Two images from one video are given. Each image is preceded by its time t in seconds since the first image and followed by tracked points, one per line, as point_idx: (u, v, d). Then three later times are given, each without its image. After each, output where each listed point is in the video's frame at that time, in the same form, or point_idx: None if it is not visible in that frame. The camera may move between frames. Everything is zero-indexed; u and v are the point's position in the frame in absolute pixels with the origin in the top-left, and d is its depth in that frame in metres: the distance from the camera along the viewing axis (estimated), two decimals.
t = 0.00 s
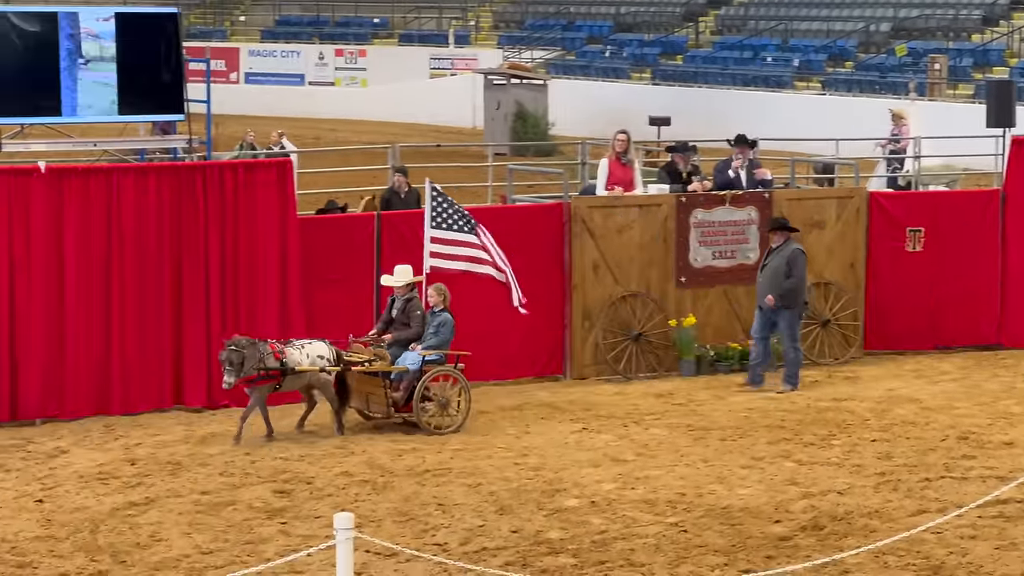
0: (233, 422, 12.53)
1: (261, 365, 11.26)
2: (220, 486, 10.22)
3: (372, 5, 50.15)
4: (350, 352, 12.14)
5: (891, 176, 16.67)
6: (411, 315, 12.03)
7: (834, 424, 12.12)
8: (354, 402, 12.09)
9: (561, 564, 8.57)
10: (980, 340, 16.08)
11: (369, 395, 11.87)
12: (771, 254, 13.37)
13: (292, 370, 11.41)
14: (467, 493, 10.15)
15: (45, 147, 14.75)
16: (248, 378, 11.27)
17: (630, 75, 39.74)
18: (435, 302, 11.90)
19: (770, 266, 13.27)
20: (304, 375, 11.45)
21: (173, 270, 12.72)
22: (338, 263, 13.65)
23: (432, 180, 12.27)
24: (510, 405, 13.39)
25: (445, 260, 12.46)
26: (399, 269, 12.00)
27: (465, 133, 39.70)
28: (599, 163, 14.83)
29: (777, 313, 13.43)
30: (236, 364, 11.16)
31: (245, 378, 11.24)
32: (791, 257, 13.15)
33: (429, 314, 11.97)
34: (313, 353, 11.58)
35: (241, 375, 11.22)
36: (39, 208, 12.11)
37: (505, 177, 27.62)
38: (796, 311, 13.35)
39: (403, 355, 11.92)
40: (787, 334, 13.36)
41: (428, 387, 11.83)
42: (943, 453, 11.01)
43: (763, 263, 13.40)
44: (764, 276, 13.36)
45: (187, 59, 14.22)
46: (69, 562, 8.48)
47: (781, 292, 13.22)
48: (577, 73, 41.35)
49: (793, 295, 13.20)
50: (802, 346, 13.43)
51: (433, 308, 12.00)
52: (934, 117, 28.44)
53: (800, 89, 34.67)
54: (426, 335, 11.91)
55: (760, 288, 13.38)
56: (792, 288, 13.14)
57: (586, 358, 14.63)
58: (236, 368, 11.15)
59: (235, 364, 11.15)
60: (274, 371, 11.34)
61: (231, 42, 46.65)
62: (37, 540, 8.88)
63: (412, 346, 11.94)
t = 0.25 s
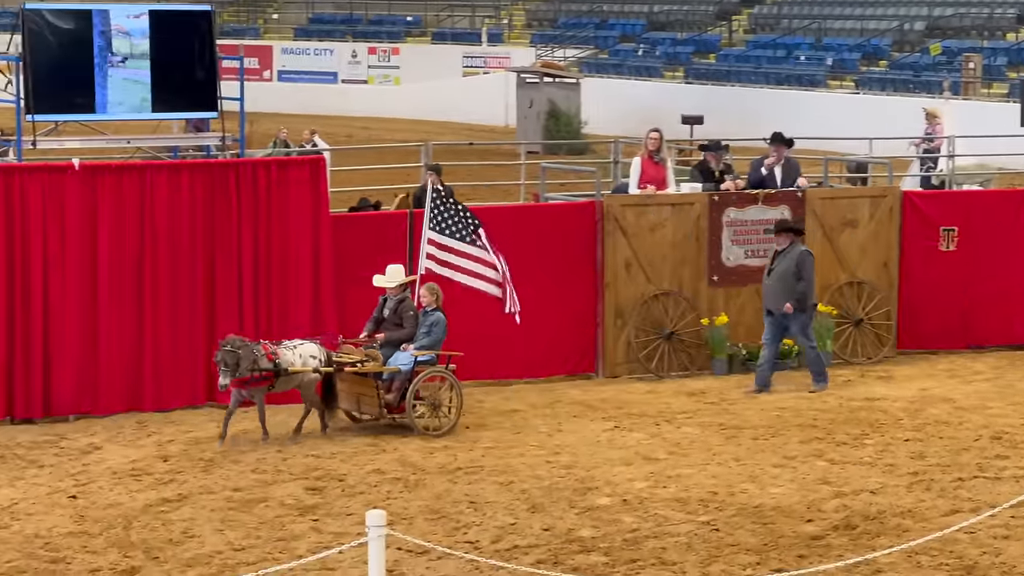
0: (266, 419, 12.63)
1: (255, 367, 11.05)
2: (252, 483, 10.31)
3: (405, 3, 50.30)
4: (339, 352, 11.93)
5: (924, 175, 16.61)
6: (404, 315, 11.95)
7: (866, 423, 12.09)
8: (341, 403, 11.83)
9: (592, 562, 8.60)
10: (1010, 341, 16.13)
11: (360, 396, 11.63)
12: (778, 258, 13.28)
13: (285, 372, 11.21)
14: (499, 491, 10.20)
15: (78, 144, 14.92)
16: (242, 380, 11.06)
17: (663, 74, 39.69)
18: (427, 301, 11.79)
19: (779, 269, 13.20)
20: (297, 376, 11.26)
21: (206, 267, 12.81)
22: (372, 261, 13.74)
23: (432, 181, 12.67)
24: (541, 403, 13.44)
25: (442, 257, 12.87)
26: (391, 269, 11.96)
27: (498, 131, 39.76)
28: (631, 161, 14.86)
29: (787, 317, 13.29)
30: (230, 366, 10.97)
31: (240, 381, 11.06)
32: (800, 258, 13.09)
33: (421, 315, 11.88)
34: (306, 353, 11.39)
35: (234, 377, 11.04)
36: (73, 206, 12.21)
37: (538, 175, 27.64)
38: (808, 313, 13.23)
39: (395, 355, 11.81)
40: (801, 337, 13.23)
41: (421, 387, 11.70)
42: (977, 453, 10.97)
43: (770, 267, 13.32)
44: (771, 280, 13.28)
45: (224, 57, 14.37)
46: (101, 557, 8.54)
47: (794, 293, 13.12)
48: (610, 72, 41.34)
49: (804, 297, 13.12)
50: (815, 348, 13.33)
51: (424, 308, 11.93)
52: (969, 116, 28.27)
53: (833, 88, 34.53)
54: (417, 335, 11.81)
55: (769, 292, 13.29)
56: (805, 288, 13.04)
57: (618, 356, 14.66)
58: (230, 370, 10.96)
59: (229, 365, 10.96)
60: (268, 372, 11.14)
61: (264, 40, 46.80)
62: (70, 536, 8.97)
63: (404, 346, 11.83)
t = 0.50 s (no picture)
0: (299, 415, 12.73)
1: (254, 366, 10.93)
2: (285, 479, 10.40)
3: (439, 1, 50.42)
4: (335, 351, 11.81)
5: (960, 173, 16.53)
6: (400, 314, 11.83)
7: (900, 422, 12.06)
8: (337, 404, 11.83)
9: (625, 559, 8.62)
10: None
11: (357, 397, 11.63)
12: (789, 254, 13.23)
13: (282, 372, 11.12)
14: (532, 488, 10.24)
15: (113, 139, 15.05)
16: (240, 380, 10.95)
17: (697, 72, 39.61)
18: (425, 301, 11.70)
19: (793, 266, 13.13)
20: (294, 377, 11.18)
21: (240, 264, 12.90)
22: (406, 257, 13.82)
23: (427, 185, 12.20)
24: (574, 400, 13.47)
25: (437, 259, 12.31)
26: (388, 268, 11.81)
27: (531, 128, 39.77)
28: (665, 159, 14.88)
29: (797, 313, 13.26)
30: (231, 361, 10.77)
31: (236, 377, 10.87)
32: (815, 255, 13.03)
33: (418, 314, 11.82)
34: (303, 353, 11.29)
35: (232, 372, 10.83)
36: (109, 202, 12.33)
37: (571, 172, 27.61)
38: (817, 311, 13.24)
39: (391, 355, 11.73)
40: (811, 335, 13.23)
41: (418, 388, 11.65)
42: (1012, 452, 10.92)
43: (783, 264, 13.24)
44: (785, 277, 13.22)
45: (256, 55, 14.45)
46: (136, 552, 8.63)
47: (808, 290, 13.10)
48: (643, 69, 41.28)
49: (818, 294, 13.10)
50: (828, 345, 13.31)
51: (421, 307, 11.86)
52: (1006, 114, 28.11)
53: (868, 85, 34.38)
54: (413, 336, 11.77)
55: (783, 289, 13.23)
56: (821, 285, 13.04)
57: (651, 354, 14.69)
58: (230, 366, 10.76)
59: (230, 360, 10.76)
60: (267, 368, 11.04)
61: (298, 36, 46.91)
62: (106, 530, 9.06)
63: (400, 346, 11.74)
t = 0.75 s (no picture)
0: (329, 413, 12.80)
1: (255, 368, 10.74)
2: (315, 477, 10.47)
3: None
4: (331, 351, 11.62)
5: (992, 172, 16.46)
6: (396, 315, 11.73)
7: (931, 421, 12.01)
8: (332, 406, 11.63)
9: (655, 557, 8.64)
10: None
11: (354, 397, 11.46)
12: (801, 260, 13.11)
13: (283, 375, 10.95)
14: (562, 486, 10.27)
15: (145, 137, 15.13)
16: (239, 382, 10.76)
17: (727, 70, 39.52)
18: (421, 303, 11.54)
19: (803, 273, 13.01)
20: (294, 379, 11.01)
21: (270, 262, 12.97)
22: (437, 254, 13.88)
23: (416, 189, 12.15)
24: (604, 398, 13.49)
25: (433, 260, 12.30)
26: (384, 268, 11.66)
27: (562, 126, 39.78)
28: (695, 158, 14.86)
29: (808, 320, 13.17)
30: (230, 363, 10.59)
31: (236, 380, 10.70)
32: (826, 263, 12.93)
33: (415, 315, 11.65)
34: (302, 355, 11.13)
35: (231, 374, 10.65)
36: (139, 200, 12.42)
37: (601, 170, 27.61)
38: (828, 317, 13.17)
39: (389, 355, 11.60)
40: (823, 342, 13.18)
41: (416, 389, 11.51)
42: None
43: (793, 271, 13.11)
44: (794, 284, 13.09)
45: (288, 53, 13.77)
46: (166, 548, 8.69)
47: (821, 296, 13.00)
48: (673, 67, 41.21)
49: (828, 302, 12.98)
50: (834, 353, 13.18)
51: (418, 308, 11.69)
52: None
53: (900, 84, 34.23)
54: (410, 336, 11.59)
55: (792, 296, 13.10)
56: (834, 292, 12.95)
57: (681, 352, 14.66)
58: (229, 369, 10.59)
59: (229, 362, 10.57)
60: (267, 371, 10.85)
61: (329, 33, 47.00)
62: (136, 526, 9.13)
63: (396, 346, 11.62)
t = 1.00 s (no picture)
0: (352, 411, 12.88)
1: (249, 368, 10.62)
2: (338, 475, 10.53)
3: None
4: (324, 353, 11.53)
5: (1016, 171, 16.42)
6: (392, 315, 11.72)
7: (955, 420, 12.00)
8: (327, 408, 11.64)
9: (678, 556, 8.66)
10: None
11: (347, 399, 11.42)
12: (806, 257, 12.95)
13: (278, 375, 10.82)
14: (585, 484, 10.31)
15: (168, 134, 15.19)
16: (233, 382, 10.60)
17: (750, 69, 39.44)
18: (417, 304, 11.55)
19: (810, 269, 12.84)
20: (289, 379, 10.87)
21: (294, 260, 13.04)
22: (460, 252, 13.95)
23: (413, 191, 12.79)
24: (628, 397, 13.52)
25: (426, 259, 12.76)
26: (381, 269, 11.67)
27: (585, 125, 39.79)
28: (718, 157, 14.83)
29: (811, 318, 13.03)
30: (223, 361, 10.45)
31: (230, 379, 10.56)
32: (833, 259, 12.78)
33: (410, 316, 11.67)
34: (297, 355, 11.01)
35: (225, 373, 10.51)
36: (163, 198, 12.49)
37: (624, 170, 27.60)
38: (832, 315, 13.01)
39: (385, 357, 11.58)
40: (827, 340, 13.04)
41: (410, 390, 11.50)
42: None
43: (800, 267, 12.94)
44: (800, 280, 12.91)
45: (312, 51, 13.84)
46: (190, 545, 8.74)
47: (824, 294, 12.85)
48: (697, 65, 41.17)
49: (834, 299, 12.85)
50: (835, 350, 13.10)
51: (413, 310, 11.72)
52: None
53: (924, 82, 34.13)
54: (406, 338, 11.62)
55: (799, 292, 12.92)
56: (839, 289, 12.81)
57: (704, 351, 14.69)
58: (220, 367, 10.42)
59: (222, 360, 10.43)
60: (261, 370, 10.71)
61: (353, 32, 47.05)
62: (159, 524, 9.18)
63: (391, 347, 11.61)
